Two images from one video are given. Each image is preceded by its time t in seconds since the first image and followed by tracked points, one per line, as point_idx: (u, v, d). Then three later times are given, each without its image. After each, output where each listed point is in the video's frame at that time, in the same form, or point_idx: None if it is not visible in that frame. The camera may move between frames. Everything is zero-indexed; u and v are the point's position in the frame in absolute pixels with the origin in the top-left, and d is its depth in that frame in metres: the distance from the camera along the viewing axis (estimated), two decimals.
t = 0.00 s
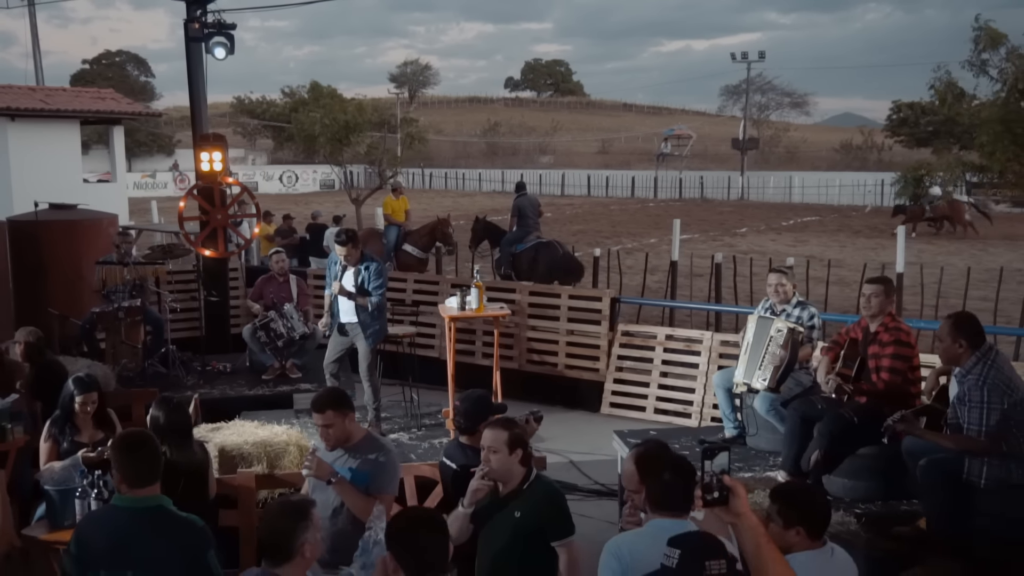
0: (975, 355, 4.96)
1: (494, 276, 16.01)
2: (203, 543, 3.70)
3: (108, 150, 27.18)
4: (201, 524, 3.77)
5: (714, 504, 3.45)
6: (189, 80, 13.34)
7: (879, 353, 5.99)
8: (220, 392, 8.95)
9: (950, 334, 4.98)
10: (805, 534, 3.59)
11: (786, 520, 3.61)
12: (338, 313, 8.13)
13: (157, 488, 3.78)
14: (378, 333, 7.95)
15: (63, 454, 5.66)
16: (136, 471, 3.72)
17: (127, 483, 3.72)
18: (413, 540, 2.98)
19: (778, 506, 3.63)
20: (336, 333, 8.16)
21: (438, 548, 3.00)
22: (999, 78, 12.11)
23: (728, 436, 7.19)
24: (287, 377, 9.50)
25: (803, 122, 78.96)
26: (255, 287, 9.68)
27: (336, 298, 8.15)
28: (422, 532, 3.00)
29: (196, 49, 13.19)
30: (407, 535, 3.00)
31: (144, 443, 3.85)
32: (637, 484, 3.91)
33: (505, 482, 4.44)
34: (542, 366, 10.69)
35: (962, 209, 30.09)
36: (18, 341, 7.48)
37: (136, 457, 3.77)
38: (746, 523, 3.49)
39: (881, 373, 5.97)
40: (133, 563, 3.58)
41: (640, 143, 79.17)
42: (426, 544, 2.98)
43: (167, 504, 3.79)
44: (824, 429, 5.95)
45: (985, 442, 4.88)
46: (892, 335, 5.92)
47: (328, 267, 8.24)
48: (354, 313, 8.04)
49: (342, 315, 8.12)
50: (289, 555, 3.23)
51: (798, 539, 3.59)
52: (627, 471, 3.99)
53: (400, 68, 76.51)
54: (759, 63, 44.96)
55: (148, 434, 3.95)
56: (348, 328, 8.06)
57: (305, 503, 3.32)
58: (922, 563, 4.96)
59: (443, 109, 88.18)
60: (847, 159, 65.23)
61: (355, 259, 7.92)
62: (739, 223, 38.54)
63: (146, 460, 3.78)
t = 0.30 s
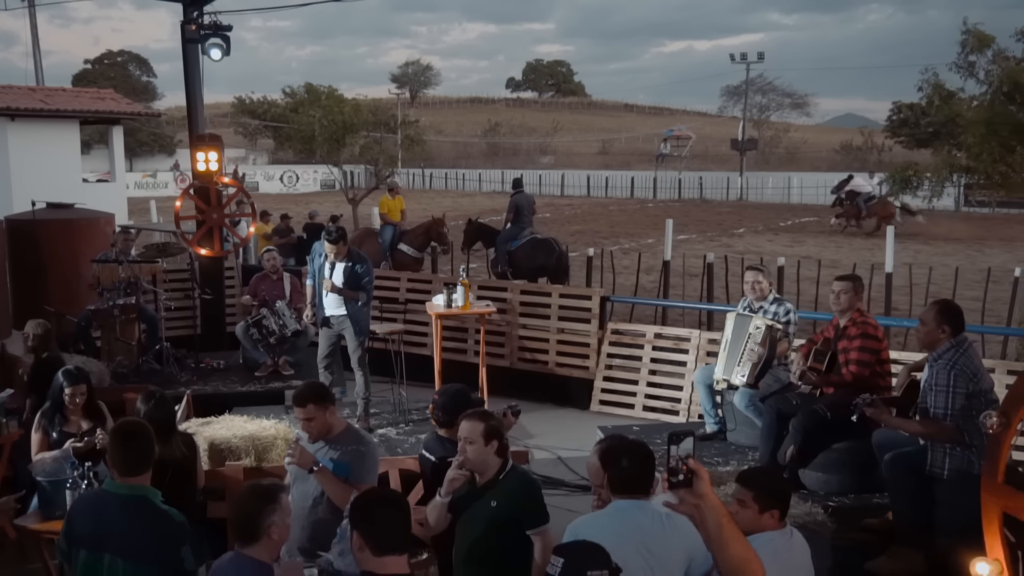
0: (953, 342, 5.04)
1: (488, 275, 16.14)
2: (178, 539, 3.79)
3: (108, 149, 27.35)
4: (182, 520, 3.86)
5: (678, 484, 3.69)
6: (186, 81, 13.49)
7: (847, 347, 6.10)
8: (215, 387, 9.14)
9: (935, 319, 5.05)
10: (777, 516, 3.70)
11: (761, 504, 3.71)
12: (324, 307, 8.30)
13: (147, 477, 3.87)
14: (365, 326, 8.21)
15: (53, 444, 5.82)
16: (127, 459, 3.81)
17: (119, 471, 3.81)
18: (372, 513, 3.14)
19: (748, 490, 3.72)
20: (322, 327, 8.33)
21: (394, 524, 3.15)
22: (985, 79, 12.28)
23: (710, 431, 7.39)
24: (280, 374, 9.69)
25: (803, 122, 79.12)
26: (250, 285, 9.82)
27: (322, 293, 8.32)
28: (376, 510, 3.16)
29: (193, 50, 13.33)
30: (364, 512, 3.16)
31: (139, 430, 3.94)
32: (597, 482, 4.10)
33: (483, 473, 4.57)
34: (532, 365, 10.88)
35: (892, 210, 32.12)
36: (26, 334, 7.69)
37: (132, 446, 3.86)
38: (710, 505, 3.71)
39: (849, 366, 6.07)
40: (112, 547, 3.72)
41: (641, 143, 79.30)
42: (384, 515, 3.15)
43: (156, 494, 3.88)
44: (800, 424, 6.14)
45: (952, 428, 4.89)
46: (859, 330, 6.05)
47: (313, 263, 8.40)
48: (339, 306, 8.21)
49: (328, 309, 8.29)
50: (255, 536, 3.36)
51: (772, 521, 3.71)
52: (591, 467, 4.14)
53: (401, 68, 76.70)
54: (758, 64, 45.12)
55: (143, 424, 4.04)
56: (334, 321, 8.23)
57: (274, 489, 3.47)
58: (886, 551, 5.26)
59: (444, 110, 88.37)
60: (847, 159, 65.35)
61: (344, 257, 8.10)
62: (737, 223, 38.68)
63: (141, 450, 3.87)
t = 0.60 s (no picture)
0: (936, 331, 5.35)
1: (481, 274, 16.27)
2: (160, 524, 3.92)
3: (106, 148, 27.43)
4: (162, 507, 3.99)
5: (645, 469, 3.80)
6: (180, 82, 13.61)
7: (820, 346, 6.29)
8: (207, 384, 9.28)
9: (923, 306, 5.37)
10: (741, 499, 3.76)
11: (727, 489, 3.74)
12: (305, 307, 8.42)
13: (132, 467, 4.01)
14: (345, 324, 8.34)
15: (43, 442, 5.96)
16: (113, 449, 3.94)
17: (104, 459, 3.94)
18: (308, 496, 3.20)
19: (711, 476, 3.76)
20: (301, 326, 8.43)
21: (331, 498, 3.23)
22: (972, 80, 12.41)
23: (692, 426, 7.55)
24: (271, 371, 9.82)
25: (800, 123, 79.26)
26: (244, 285, 9.97)
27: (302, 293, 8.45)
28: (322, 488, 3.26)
29: (188, 52, 13.46)
30: (315, 496, 3.22)
31: (127, 421, 4.07)
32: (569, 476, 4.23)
33: (462, 464, 4.66)
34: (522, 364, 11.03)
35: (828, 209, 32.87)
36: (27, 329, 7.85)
37: (120, 435, 3.98)
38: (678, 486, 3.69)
39: (823, 364, 6.26)
40: (94, 532, 3.84)
41: (639, 144, 79.46)
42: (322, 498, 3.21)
43: (139, 484, 4.01)
44: (775, 418, 6.41)
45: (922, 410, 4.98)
46: (832, 329, 6.22)
47: (293, 264, 8.52)
48: (320, 306, 8.32)
49: (309, 309, 8.41)
50: (229, 509, 3.55)
51: (735, 504, 3.76)
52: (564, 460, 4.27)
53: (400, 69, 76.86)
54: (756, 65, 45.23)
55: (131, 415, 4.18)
56: (314, 322, 8.34)
57: (245, 469, 3.63)
58: (853, 540, 5.40)
59: (442, 111, 88.52)
60: (844, 160, 65.53)
61: (323, 256, 8.25)
62: (733, 223, 38.82)
63: (127, 442, 4.00)
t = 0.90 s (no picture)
0: (912, 325, 5.45)
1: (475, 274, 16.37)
2: (151, 506, 4.05)
3: (105, 149, 27.62)
4: (151, 490, 4.12)
5: (620, 453, 3.90)
6: (176, 82, 13.73)
7: (804, 345, 6.38)
8: (201, 381, 9.41)
9: (902, 300, 5.47)
10: (710, 486, 3.89)
11: (696, 480, 3.86)
12: (297, 298, 8.56)
13: (117, 454, 4.10)
14: (337, 315, 8.44)
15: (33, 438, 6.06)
16: (97, 438, 4.01)
17: (87, 448, 4.02)
18: (233, 483, 3.30)
19: (679, 469, 3.89)
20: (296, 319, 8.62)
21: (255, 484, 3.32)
22: (962, 80, 12.53)
23: (676, 421, 7.69)
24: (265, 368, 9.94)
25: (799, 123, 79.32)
26: (237, 282, 10.06)
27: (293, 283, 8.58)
28: (236, 478, 3.31)
29: (184, 52, 13.56)
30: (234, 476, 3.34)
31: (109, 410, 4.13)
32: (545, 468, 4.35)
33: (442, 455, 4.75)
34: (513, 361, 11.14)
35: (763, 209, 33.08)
36: (27, 325, 7.98)
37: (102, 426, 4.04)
38: (652, 469, 3.82)
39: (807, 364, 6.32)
40: (86, 519, 3.98)
41: (637, 144, 79.55)
42: (243, 491, 3.28)
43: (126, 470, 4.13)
44: (756, 413, 6.53)
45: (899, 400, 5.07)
46: (815, 329, 6.31)
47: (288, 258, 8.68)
48: (312, 299, 8.48)
49: (301, 301, 8.56)
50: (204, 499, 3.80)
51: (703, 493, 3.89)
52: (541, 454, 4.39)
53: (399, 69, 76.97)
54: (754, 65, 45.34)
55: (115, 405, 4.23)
56: (307, 314, 8.51)
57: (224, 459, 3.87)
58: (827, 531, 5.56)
59: (441, 111, 88.65)
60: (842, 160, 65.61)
61: (310, 243, 8.34)
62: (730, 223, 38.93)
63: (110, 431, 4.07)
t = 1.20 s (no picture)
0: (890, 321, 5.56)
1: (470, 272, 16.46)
2: (147, 491, 4.15)
3: (103, 148, 27.70)
4: (147, 476, 4.22)
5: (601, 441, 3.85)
6: (172, 82, 13.84)
7: (789, 342, 6.47)
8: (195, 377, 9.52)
9: (876, 297, 5.56)
10: (684, 479, 4.01)
11: (670, 472, 3.99)
12: (296, 298, 8.67)
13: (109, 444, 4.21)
14: (336, 314, 8.56)
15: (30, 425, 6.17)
16: (89, 431, 4.12)
17: (79, 441, 4.14)
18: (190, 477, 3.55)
19: (654, 463, 4.00)
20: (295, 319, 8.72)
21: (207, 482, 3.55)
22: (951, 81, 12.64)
23: (664, 417, 7.81)
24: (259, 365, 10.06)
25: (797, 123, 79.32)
26: (229, 281, 10.15)
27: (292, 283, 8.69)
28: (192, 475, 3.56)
29: (180, 52, 13.67)
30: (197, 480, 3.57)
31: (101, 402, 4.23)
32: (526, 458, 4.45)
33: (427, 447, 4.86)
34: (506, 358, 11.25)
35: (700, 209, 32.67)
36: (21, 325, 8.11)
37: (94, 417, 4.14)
38: (631, 456, 3.89)
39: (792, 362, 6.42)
40: (83, 509, 4.08)
41: (635, 145, 79.61)
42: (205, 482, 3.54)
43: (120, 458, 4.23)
44: (741, 410, 6.68)
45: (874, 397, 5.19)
46: (800, 327, 6.42)
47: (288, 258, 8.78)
48: (310, 299, 8.59)
49: (300, 301, 8.66)
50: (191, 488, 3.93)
51: (678, 483, 4.01)
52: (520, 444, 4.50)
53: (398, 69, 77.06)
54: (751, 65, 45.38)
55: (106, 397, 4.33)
56: (305, 313, 8.61)
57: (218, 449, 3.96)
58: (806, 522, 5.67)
59: (440, 112, 88.73)
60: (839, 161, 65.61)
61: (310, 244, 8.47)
62: (727, 224, 38.98)
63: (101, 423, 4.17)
